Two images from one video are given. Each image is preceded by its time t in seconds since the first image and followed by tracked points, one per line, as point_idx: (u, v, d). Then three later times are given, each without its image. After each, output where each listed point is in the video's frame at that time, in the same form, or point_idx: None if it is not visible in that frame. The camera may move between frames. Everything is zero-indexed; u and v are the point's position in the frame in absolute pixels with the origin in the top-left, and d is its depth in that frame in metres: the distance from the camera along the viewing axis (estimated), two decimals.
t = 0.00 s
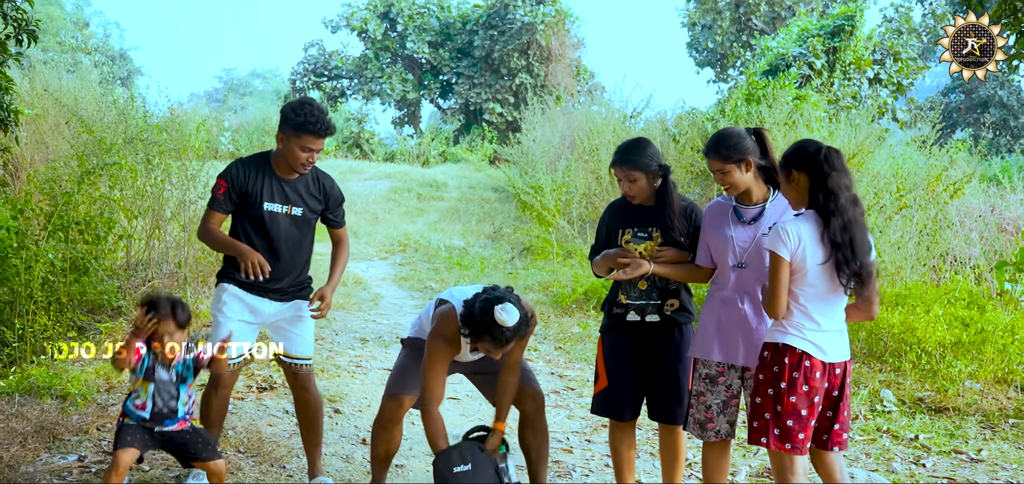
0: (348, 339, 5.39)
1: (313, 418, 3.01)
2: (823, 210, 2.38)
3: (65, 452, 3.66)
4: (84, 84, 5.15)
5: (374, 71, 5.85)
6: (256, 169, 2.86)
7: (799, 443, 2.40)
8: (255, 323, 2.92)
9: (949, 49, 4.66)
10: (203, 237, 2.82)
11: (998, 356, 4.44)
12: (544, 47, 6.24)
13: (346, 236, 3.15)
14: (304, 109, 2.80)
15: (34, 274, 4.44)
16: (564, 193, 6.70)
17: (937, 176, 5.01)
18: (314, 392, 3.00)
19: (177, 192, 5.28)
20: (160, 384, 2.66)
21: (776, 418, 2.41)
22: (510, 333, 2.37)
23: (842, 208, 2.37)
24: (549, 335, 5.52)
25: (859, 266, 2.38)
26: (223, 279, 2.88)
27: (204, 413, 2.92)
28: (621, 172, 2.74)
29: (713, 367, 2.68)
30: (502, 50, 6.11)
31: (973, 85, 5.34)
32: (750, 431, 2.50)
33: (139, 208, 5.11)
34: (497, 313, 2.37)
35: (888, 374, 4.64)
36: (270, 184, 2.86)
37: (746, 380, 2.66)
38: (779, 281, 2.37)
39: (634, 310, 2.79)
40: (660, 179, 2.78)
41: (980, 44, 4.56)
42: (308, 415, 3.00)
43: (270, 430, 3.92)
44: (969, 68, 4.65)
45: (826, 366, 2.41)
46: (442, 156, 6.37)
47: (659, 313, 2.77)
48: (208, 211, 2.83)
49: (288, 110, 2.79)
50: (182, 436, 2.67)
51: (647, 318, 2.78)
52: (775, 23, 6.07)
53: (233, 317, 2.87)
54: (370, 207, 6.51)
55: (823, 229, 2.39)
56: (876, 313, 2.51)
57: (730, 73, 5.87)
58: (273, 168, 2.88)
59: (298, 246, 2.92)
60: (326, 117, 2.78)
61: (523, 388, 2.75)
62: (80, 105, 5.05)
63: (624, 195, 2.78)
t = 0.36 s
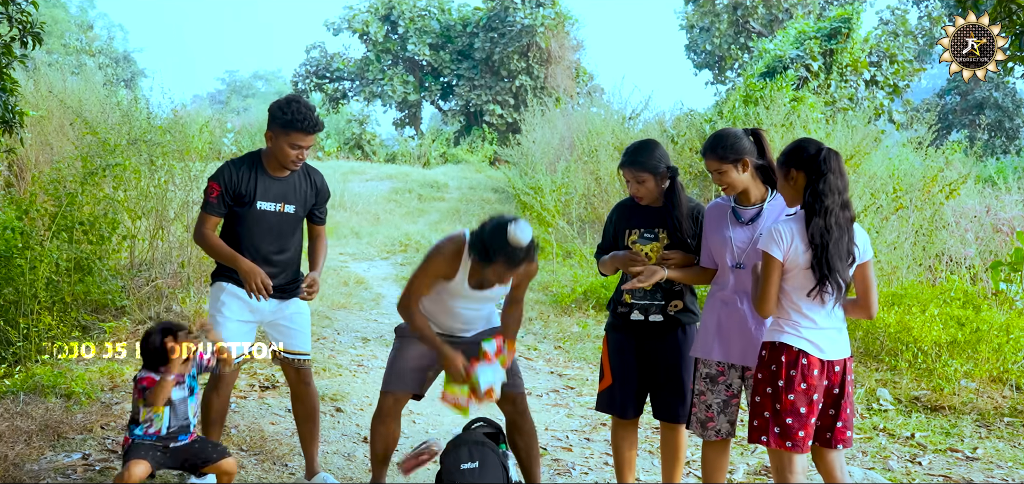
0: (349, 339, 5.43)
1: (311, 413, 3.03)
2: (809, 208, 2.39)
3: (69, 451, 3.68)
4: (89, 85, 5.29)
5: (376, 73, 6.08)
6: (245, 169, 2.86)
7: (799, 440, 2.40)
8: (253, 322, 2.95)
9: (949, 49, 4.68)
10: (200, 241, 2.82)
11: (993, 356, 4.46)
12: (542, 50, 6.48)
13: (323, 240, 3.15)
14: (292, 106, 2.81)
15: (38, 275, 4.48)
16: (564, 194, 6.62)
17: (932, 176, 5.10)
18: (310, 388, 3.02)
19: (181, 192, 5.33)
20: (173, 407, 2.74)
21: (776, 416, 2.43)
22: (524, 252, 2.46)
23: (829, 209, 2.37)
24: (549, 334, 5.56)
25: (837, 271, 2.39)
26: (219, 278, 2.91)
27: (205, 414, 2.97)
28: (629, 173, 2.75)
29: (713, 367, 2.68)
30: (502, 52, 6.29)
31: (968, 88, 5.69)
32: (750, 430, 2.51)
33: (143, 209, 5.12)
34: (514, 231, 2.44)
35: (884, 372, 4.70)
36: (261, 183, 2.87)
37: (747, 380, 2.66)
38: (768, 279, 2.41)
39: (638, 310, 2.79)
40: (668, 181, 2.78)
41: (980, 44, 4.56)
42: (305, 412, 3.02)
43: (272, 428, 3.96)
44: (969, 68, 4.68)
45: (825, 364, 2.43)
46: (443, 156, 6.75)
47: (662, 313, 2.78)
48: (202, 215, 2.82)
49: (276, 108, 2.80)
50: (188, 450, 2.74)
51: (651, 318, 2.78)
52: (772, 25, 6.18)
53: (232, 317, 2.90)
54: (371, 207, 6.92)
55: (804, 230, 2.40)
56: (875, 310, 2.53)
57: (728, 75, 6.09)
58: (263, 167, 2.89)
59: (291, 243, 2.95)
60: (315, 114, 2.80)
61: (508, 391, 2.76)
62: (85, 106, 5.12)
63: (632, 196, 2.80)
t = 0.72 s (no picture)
0: (350, 339, 5.46)
1: (317, 413, 3.06)
2: (833, 208, 2.42)
3: (72, 450, 3.71)
4: (91, 86, 5.34)
5: (376, 74, 6.27)
6: (253, 175, 2.89)
7: (809, 439, 2.40)
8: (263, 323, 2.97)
9: (949, 49, 4.64)
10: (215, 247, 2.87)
11: (990, 355, 4.51)
12: (542, 51, 6.62)
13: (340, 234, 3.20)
14: (293, 109, 2.83)
15: (41, 275, 4.49)
16: (564, 194, 6.62)
17: (930, 177, 5.11)
18: (316, 389, 3.04)
19: (183, 193, 5.36)
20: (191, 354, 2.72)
21: (786, 415, 2.40)
22: (500, 213, 2.48)
23: (852, 207, 2.41)
24: (549, 334, 5.58)
25: (864, 264, 2.41)
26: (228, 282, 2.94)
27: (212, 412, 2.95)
28: (653, 164, 2.69)
29: (713, 366, 2.70)
30: (502, 53, 6.46)
31: (966, 88, 5.71)
32: (756, 429, 2.49)
33: (145, 209, 5.15)
34: (491, 191, 2.50)
35: (882, 372, 4.71)
36: (269, 188, 2.90)
37: (747, 381, 2.66)
38: (785, 278, 2.39)
39: (641, 308, 2.76)
40: (689, 177, 2.73)
41: (980, 44, 4.50)
42: (311, 411, 3.04)
43: (273, 427, 3.98)
44: (969, 68, 4.67)
45: (832, 363, 2.43)
46: (444, 157, 6.88)
47: (666, 312, 2.75)
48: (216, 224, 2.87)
49: (277, 112, 2.83)
50: (204, 422, 2.75)
51: (654, 316, 2.75)
52: (771, 26, 6.29)
53: (243, 318, 2.92)
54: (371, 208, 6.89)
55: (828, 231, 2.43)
56: (874, 310, 2.57)
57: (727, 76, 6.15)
58: (271, 172, 2.92)
59: (303, 247, 2.97)
60: (316, 116, 2.82)
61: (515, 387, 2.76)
62: (86, 107, 5.15)
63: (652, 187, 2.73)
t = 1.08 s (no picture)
0: (350, 338, 5.47)
1: (314, 411, 3.08)
2: (846, 208, 2.43)
3: (73, 449, 3.71)
4: (93, 87, 5.38)
5: (376, 74, 6.39)
6: (236, 177, 2.88)
7: (819, 438, 2.39)
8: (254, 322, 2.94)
9: (948, 50, 4.57)
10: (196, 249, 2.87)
11: (989, 355, 4.50)
12: (542, 51, 6.68)
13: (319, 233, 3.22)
14: (278, 114, 2.80)
15: (41, 275, 4.50)
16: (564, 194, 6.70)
17: (930, 178, 5.12)
18: (312, 385, 3.07)
19: (183, 193, 5.36)
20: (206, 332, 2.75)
21: (798, 415, 2.38)
22: (455, 318, 2.36)
23: (863, 206, 2.44)
24: (549, 334, 5.59)
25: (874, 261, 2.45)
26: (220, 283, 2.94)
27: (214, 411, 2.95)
28: (653, 169, 2.68)
29: (716, 365, 2.64)
30: (502, 54, 6.54)
31: (965, 89, 5.71)
32: (766, 429, 2.46)
33: (145, 209, 5.18)
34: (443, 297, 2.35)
35: (882, 372, 4.72)
36: (252, 190, 2.89)
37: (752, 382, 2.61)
38: (801, 278, 2.37)
39: (648, 309, 2.72)
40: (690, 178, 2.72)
41: (980, 44, 4.43)
42: (307, 408, 3.08)
43: (274, 427, 3.99)
44: (969, 68, 4.54)
45: (841, 362, 2.42)
46: (444, 157, 7.02)
47: (672, 313, 2.71)
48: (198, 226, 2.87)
49: (262, 118, 2.80)
50: (215, 410, 2.76)
51: (661, 317, 2.71)
52: (770, 27, 6.29)
53: (233, 319, 2.88)
54: (372, 208, 6.97)
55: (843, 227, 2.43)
56: (874, 311, 2.58)
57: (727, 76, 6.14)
58: (255, 173, 2.91)
59: (284, 247, 2.98)
60: (300, 123, 2.79)
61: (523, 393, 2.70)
62: (87, 108, 5.19)
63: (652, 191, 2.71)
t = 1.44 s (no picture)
0: (351, 338, 5.49)
1: (320, 414, 3.03)
2: (855, 209, 2.37)
3: (74, 449, 3.70)
4: (94, 88, 5.44)
5: (377, 75, 6.76)
6: (262, 183, 2.86)
7: (839, 439, 2.34)
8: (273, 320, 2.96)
9: (948, 50, 4.65)
10: (217, 249, 2.86)
11: (987, 354, 4.52)
12: (542, 52, 7.00)
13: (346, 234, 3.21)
14: (308, 124, 2.77)
15: (43, 275, 4.51)
16: (563, 195, 6.75)
17: (928, 178, 5.17)
18: (321, 389, 3.03)
19: (185, 193, 5.34)
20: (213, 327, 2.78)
21: (822, 417, 2.31)
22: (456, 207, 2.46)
23: (870, 207, 2.39)
24: (548, 333, 5.62)
25: (883, 262, 2.41)
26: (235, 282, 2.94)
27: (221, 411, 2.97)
28: (649, 170, 2.68)
29: (730, 367, 2.64)
30: (502, 55, 6.90)
31: (963, 89, 5.74)
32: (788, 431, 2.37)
33: (147, 209, 5.16)
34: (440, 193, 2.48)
35: (880, 371, 4.74)
36: (278, 196, 2.88)
37: (770, 382, 2.60)
38: (827, 277, 2.28)
39: (645, 308, 2.71)
40: (687, 179, 2.70)
41: (979, 44, 4.48)
42: (313, 412, 3.03)
43: (275, 427, 4.01)
44: (969, 68, 4.59)
45: (856, 361, 2.37)
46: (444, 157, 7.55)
47: (669, 313, 2.69)
48: (221, 229, 2.85)
49: (292, 127, 2.77)
50: (220, 410, 2.78)
51: (658, 317, 2.69)
52: (768, 28, 6.48)
53: (253, 317, 2.91)
54: (372, 208, 7.08)
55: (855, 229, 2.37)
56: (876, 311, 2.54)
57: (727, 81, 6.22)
58: (281, 178, 2.90)
59: (310, 252, 2.97)
60: (330, 135, 2.76)
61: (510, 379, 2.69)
62: (88, 108, 5.22)
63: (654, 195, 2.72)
